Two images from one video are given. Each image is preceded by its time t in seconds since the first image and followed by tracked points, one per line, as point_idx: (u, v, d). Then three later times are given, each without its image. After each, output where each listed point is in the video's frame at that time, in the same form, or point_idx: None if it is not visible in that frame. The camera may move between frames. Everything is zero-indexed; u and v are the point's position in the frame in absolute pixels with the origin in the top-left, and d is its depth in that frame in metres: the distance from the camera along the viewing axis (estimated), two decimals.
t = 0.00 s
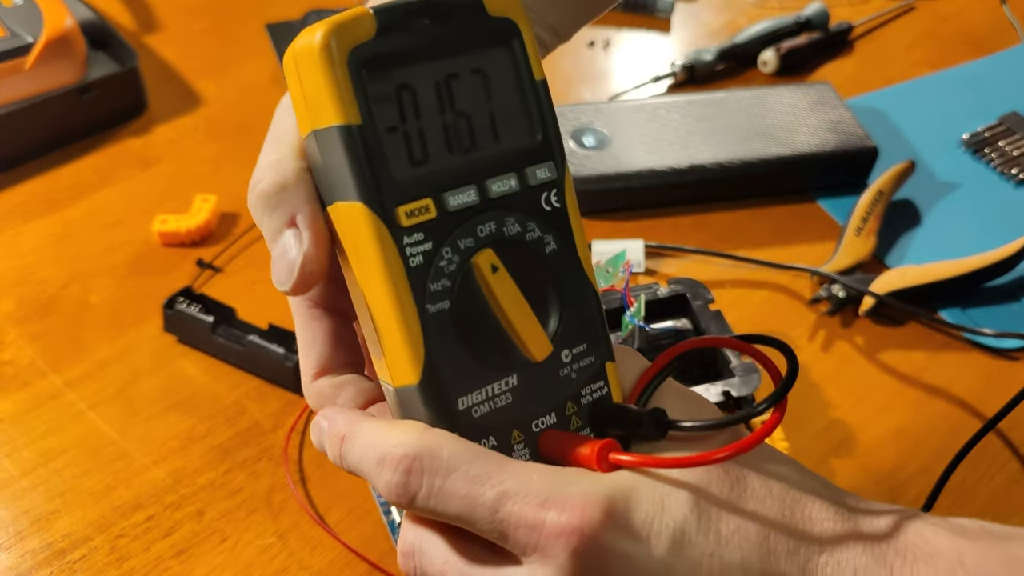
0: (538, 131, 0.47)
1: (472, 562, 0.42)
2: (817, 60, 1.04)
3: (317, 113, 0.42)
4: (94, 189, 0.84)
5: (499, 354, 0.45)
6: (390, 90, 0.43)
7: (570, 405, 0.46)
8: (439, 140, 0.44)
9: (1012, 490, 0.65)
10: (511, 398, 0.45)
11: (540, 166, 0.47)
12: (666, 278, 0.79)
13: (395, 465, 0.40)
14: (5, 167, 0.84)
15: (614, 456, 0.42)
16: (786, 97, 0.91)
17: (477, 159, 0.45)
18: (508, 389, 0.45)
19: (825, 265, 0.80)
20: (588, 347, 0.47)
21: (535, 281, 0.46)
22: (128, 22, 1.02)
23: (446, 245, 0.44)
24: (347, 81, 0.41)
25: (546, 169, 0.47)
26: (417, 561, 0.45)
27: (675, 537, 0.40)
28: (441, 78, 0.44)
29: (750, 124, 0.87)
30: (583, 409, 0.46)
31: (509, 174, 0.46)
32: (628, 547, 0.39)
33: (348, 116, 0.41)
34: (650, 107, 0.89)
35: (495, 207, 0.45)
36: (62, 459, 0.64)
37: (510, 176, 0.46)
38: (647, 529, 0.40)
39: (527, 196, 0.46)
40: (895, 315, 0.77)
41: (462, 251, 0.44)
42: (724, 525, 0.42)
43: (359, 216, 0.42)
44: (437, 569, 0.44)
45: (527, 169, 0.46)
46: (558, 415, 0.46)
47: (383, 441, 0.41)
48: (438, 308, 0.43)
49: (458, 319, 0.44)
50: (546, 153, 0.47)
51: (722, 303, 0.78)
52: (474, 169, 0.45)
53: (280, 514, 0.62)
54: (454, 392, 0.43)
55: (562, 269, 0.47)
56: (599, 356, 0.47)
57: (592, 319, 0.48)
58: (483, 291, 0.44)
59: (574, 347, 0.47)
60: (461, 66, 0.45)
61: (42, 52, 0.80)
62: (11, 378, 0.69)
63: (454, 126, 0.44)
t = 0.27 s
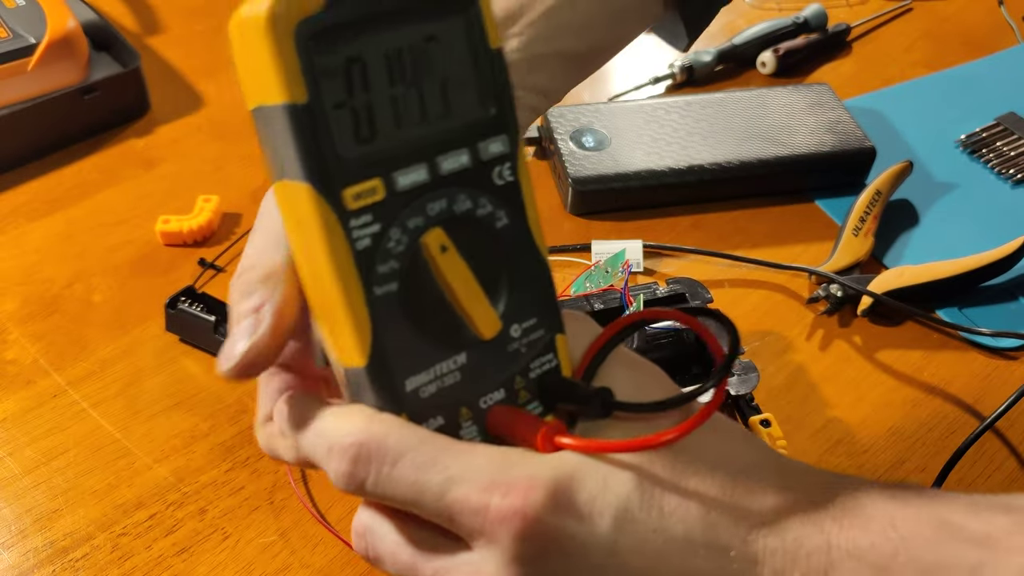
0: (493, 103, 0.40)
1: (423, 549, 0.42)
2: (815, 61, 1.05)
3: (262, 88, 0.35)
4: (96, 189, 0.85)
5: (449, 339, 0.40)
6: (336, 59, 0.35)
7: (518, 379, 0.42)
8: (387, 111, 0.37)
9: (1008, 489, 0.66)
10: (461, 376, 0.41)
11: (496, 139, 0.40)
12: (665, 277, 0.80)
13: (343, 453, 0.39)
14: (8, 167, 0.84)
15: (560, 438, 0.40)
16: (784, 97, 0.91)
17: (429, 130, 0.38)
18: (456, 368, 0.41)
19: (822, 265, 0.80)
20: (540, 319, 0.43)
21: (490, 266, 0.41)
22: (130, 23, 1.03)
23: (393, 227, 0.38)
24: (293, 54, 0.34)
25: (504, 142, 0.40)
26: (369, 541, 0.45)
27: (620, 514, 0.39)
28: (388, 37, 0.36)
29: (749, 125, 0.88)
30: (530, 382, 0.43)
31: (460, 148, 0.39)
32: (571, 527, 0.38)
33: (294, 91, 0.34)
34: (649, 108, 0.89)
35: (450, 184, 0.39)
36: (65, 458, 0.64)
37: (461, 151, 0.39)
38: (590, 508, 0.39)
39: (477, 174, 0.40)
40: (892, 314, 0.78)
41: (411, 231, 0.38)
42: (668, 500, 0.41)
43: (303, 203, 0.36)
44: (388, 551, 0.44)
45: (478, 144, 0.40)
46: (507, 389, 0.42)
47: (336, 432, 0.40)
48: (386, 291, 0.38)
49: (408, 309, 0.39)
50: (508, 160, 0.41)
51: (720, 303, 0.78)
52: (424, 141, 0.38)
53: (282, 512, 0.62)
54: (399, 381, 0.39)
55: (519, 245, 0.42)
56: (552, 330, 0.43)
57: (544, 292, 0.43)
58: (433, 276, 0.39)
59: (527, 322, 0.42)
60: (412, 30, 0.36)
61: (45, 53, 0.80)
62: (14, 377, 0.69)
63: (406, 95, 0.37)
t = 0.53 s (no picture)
0: (276, 329, 0.51)
1: None
2: (815, 61, 1.05)
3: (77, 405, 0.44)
4: (97, 189, 0.85)
5: (316, 516, 0.48)
6: (132, 360, 0.46)
7: (398, 531, 0.50)
8: (194, 381, 0.48)
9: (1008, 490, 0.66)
10: (344, 553, 0.48)
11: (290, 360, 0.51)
12: (665, 277, 0.80)
13: None
14: (7, 168, 0.84)
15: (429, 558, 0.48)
16: (784, 97, 0.91)
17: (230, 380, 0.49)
18: (338, 545, 0.48)
19: (823, 264, 0.80)
20: (395, 477, 0.51)
21: (323, 449, 0.50)
22: (130, 23, 1.03)
23: (235, 460, 0.47)
24: (106, 384, 0.44)
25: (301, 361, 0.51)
26: None
27: None
28: (179, 320, 0.48)
29: (748, 125, 0.88)
30: (412, 530, 0.51)
31: (266, 376, 0.50)
32: None
33: (107, 400, 0.44)
34: (649, 108, 0.89)
35: (268, 409, 0.49)
36: (65, 458, 0.64)
37: (266, 378, 0.50)
38: None
39: (291, 388, 0.50)
40: (892, 314, 0.78)
41: (252, 458, 0.48)
42: (533, 560, 0.50)
43: (153, 475, 0.44)
44: None
45: (278, 367, 0.50)
46: (394, 544, 0.50)
47: None
48: (250, 510, 0.47)
49: (271, 509, 0.47)
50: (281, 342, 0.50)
51: (720, 303, 0.78)
52: (235, 387, 0.49)
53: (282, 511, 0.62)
54: (270, 545, 0.47)
55: (352, 430, 0.51)
56: (408, 480, 0.52)
57: (385, 453, 0.52)
58: (283, 481, 0.48)
59: (384, 485, 0.51)
60: (190, 307, 0.48)
61: (45, 53, 0.80)
62: (14, 377, 0.69)
63: (204, 364, 0.48)
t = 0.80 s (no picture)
0: (224, 380, 0.52)
1: None
2: (814, 61, 1.05)
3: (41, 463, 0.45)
4: (98, 190, 0.85)
5: (264, 549, 0.51)
6: (92, 419, 0.46)
7: (341, 556, 0.53)
8: (149, 434, 0.49)
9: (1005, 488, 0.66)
10: None
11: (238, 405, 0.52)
12: (664, 277, 0.80)
13: None
14: (9, 168, 0.85)
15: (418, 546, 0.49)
16: (783, 98, 0.92)
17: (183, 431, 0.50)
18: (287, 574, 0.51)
19: (821, 264, 0.81)
20: (337, 509, 0.54)
21: (273, 488, 0.52)
22: (131, 24, 1.03)
23: (189, 503, 0.49)
24: (65, 442, 0.45)
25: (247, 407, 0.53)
26: None
27: None
28: (134, 377, 0.48)
29: (747, 126, 0.88)
30: (354, 555, 0.53)
31: (216, 425, 0.51)
32: None
33: (70, 456, 0.45)
34: (648, 108, 0.90)
35: (218, 452, 0.51)
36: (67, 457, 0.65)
37: (215, 428, 0.51)
38: None
39: (238, 435, 0.52)
40: (890, 314, 0.78)
41: (204, 500, 0.50)
42: None
43: (112, 521, 0.47)
44: None
45: (227, 416, 0.52)
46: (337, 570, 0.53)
47: None
48: (205, 548, 0.49)
49: (223, 545, 0.50)
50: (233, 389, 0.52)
51: (719, 303, 0.79)
52: (189, 438, 0.50)
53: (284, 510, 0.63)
54: None
55: (297, 466, 0.54)
56: (353, 512, 0.54)
57: (331, 489, 0.54)
58: (235, 519, 0.50)
59: (328, 515, 0.53)
60: (144, 365, 0.49)
61: (46, 53, 0.80)
62: (16, 376, 0.70)
63: (159, 416, 0.49)
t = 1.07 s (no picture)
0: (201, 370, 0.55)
1: None
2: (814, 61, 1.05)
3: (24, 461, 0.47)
4: (98, 190, 0.85)
5: (252, 532, 0.54)
6: (70, 416, 0.49)
7: (329, 538, 0.57)
8: (130, 426, 0.52)
9: (1006, 488, 0.66)
10: (282, 562, 0.55)
11: (215, 395, 0.56)
12: (664, 277, 0.80)
13: None
14: (8, 168, 0.85)
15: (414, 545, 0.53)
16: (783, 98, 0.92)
17: (162, 423, 0.53)
18: (275, 558, 0.54)
19: (822, 264, 0.81)
20: (322, 491, 0.58)
21: (256, 473, 0.56)
22: (131, 24, 1.03)
23: (174, 494, 0.52)
24: (43, 439, 0.47)
25: (225, 394, 0.56)
26: None
27: None
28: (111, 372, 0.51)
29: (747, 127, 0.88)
30: (340, 536, 0.57)
31: (195, 415, 0.54)
32: None
33: (50, 455, 0.47)
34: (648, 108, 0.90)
35: (200, 443, 0.54)
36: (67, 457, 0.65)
37: (195, 417, 0.54)
38: None
39: (218, 423, 0.55)
40: (891, 315, 0.78)
41: (189, 490, 0.53)
42: None
43: (100, 516, 0.48)
44: None
45: (205, 406, 0.55)
46: (324, 551, 0.56)
47: None
48: (193, 537, 0.52)
49: (210, 534, 0.52)
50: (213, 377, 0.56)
51: (719, 303, 0.79)
52: (168, 429, 0.53)
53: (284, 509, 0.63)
54: (214, 566, 0.52)
55: (277, 453, 0.57)
56: (336, 492, 0.58)
57: (312, 470, 0.58)
58: (220, 507, 0.53)
59: (313, 498, 0.57)
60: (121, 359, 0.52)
61: (46, 53, 0.80)
62: (15, 376, 0.70)
63: (138, 408, 0.52)
